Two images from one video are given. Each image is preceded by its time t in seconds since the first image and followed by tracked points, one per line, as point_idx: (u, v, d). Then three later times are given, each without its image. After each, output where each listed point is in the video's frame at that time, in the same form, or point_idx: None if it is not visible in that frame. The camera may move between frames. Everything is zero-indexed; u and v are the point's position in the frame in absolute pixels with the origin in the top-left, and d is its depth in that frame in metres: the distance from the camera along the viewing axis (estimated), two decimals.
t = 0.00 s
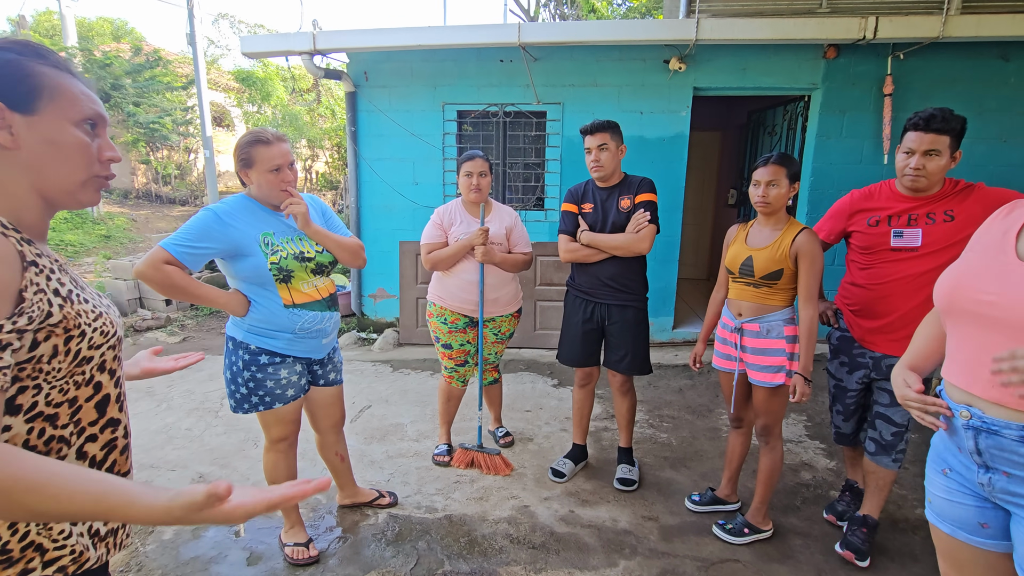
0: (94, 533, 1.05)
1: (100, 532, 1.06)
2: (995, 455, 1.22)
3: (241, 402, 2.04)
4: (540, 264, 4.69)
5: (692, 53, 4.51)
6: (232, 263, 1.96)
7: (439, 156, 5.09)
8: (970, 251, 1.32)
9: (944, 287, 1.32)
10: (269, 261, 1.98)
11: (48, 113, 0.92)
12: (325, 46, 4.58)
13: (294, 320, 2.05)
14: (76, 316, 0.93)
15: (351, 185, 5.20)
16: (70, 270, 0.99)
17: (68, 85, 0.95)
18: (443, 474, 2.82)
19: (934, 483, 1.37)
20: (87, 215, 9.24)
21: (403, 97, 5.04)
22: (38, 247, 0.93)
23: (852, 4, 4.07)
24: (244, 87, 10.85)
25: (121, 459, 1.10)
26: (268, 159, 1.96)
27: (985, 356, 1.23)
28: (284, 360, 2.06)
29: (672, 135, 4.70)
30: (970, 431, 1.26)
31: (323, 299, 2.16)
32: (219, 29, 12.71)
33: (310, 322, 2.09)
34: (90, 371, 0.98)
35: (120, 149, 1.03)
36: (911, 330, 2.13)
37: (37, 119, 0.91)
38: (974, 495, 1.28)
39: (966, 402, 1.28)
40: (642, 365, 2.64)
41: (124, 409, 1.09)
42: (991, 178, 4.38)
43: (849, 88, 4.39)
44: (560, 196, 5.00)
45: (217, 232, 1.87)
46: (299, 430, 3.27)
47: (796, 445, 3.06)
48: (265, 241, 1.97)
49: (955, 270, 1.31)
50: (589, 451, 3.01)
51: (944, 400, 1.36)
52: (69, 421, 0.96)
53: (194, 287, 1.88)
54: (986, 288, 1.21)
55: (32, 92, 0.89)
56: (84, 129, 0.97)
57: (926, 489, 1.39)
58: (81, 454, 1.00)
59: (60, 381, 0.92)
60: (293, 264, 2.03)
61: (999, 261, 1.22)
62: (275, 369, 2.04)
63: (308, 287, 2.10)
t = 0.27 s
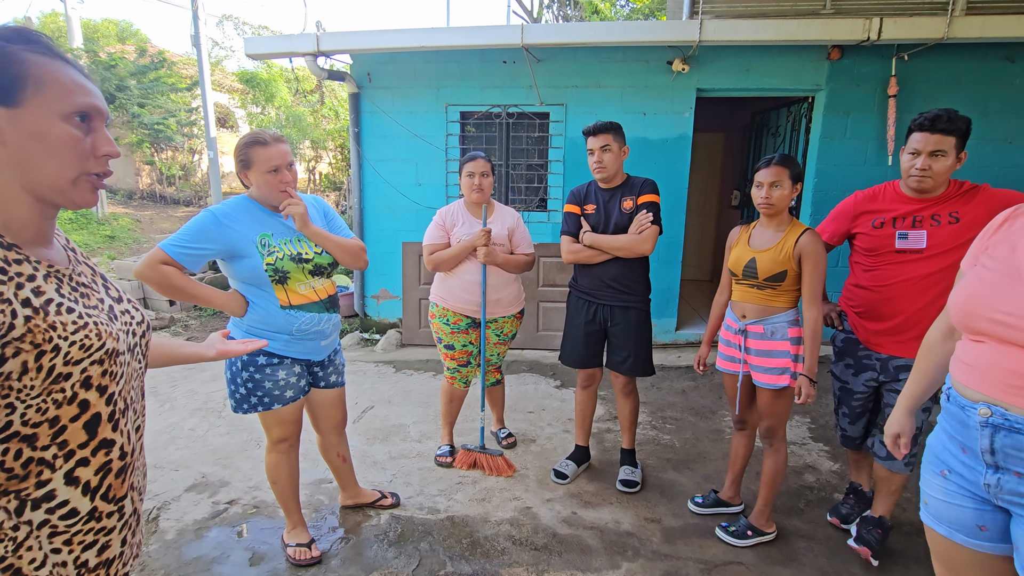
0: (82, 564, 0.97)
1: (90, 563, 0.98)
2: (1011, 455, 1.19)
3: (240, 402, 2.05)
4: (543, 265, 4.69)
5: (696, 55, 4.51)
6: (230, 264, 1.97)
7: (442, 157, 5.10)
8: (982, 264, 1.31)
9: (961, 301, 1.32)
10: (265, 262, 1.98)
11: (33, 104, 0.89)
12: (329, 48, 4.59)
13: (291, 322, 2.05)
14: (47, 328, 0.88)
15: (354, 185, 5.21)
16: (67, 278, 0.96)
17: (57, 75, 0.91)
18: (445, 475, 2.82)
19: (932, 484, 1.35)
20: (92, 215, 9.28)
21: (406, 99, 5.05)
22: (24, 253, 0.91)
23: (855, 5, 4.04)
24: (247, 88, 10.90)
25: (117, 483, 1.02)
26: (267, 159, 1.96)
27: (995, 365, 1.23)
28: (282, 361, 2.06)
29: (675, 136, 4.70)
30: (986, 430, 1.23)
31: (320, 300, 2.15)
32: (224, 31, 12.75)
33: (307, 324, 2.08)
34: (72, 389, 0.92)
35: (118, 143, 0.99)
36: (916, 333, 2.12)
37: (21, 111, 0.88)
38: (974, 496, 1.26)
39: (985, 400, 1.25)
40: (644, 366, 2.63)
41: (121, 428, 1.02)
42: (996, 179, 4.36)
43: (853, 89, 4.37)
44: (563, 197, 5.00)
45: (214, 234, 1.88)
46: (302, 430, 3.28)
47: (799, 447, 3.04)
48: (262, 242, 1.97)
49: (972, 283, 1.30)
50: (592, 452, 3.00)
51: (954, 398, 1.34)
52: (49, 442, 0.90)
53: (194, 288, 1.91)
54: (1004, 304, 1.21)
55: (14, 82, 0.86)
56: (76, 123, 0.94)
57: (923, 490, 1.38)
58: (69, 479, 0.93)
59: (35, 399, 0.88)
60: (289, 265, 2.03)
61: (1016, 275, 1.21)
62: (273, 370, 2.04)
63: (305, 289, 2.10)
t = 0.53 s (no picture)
0: None
1: None
2: (1010, 456, 1.21)
3: (236, 402, 2.05)
4: (543, 266, 4.69)
5: (696, 56, 4.51)
6: (227, 264, 1.99)
7: (443, 158, 5.10)
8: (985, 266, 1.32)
9: (962, 303, 1.33)
10: (259, 263, 1.99)
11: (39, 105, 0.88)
12: (330, 49, 4.60)
13: (285, 323, 2.05)
14: (46, 343, 0.85)
15: (355, 187, 5.22)
16: (69, 288, 0.94)
17: (62, 76, 0.91)
18: (446, 476, 2.83)
19: (942, 482, 1.35)
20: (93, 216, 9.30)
21: (407, 100, 5.05)
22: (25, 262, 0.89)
23: (856, 7, 4.06)
24: (249, 90, 10.92)
25: (117, 499, 0.99)
26: (267, 159, 1.96)
27: (991, 369, 1.26)
28: (278, 361, 2.06)
29: (676, 137, 4.70)
30: (985, 430, 1.25)
31: (316, 302, 2.13)
32: (225, 32, 12.78)
33: (301, 325, 2.08)
34: (68, 404, 0.89)
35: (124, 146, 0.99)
36: (920, 334, 2.12)
37: (27, 112, 0.88)
38: (981, 495, 1.27)
39: (984, 402, 1.27)
40: (645, 367, 2.63)
41: (120, 443, 0.99)
42: (997, 181, 4.36)
43: (854, 90, 4.38)
44: (564, 198, 5.00)
45: (209, 234, 1.91)
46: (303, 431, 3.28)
47: (800, 448, 3.04)
48: (257, 243, 1.98)
49: (973, 285, 1.32)
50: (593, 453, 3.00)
51: (959, 399, 1.35)
52: (43, 459, 0.87)
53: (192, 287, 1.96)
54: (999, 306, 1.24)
55: (19, 83, 0.86)
56: (82, 125, 0.94)
57: (933, 489, 1.38)
58: (65, 497, 0.90)
59: (28, 415, 0.85)
60: (283, 266, 2.02)
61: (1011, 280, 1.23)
62: (269, 371, 2.04)
63: (300, 290, 2.08)
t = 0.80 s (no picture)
0: None
1: None
2: (971, 447, 1.24)
3: (217, 406, 2.04)
4: (531, 269, 4.70)
5: (682, 61, 4.56)
6: (206, 267, 1.98)
7: (430, 161, 5.09)
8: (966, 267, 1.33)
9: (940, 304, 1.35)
10: (237, 265, 1.96)
11: (15, 107, 0.86)
12: (316, 51, 4.57)
13: (264, 326, 2.03)
14: (10, 361, 0.82)
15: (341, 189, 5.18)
16: (36, 304, 0.91)
17: (36, 78, 0.89)
18: (434, 480, 2.81)
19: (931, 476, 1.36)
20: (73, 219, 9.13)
21: (394, 103, 5.04)
22: None
23: (838, 14, 4.14)
24: (234, 91, 10.81)
25: (73, 515, 0.95)
26: (251, 160, 1.95)
27: (962, 368, 1.28)
28: (257, 365, 2.04)
29: (662, 141, 4.74)
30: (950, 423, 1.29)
31: (296, 306, 2.10)
32: (209, 33, 12.62)
33: (280, 329, 2.05)
34: (29, 424, 0.86)
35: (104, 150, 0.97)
36: (904, 336, 2.16)
37: (5, 114, 0.85)
38: (957, 488, 1.28)
39: (952, 395, 1.30)
40: (632, 369, 2.64)
41: (80, 461, 0.95)
42: (974, 185, 4.46)
43: (836, 96, 4.45)
44: (551, 201, 5.01)
45: (188, 236, 1.90)
46: (288, 436, 3.24)
47: (785, 449, 3.07)
48: (236, 245, 1.96)
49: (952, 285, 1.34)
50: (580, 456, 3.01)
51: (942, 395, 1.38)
52: None
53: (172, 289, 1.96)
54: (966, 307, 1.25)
55: None
56: (61, 129, 0.92)
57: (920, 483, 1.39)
58: (19, 514, 0.86)
59: None
60: (262, 269, 1.99)
61: (982, 282, 1.24)
62: (248, 375, 2.03)
63: (279, 294, 2.06)
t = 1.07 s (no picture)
0: None
1: None
2: (934, 444, 1.30)
3: (165, 418, 1.96)
4: (494, 272, 4.71)
5: (639, 68, 4.67)
6: (152, 273, 1.90)
7: (390, 164, 5.03)
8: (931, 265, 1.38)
9: (906, 300, 1.39)
10: (185, 272, 1.89)
11: None
12: (270, 50, 4.45)
13: (214, 335, 1.95)
14: None
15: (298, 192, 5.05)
16: None
17: None
18: (397, 488, 2.76)
19: (887, 473, 1.44)
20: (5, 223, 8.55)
21: (353, 104, 4.95)
22: None
23: (784, 27, 4.34)
24: (182, 90, 10.39)
25: None
26: (198, 163, 1.87)
27: (928, 361, 1.33)
28: (208, 376, 1.96)
29: (621, 147, 4.84)
30: (914, 420, 1.34)
31: (249, 314, 2.04)
32: (155, 29, 12.10)
33: (231, 338, 1.98)
34: None
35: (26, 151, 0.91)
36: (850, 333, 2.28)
37: None
38: (915, 485, 1.35)
39: (916, 392, 1.36)
40: (594, 371, 2.68)
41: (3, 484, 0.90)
42: (909, 190, 4.74)
43: (783, 105, 4.65)
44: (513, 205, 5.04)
45: (132, 242, 1.82)
46: (243, 448, 3.12)
47: (741, 444, 3.18)
48: (184, 251, 1.89)
49: (919, 282, 1.37)
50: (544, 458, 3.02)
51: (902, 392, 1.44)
52: None
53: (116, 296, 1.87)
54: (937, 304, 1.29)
55: None
56: None
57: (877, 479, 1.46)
58: None
59: None
60: (211, 276, 1.92)
61: (950, 280, 1.28)
62: (198, 385, 1.95)
63: (230, 301, 1.99)
